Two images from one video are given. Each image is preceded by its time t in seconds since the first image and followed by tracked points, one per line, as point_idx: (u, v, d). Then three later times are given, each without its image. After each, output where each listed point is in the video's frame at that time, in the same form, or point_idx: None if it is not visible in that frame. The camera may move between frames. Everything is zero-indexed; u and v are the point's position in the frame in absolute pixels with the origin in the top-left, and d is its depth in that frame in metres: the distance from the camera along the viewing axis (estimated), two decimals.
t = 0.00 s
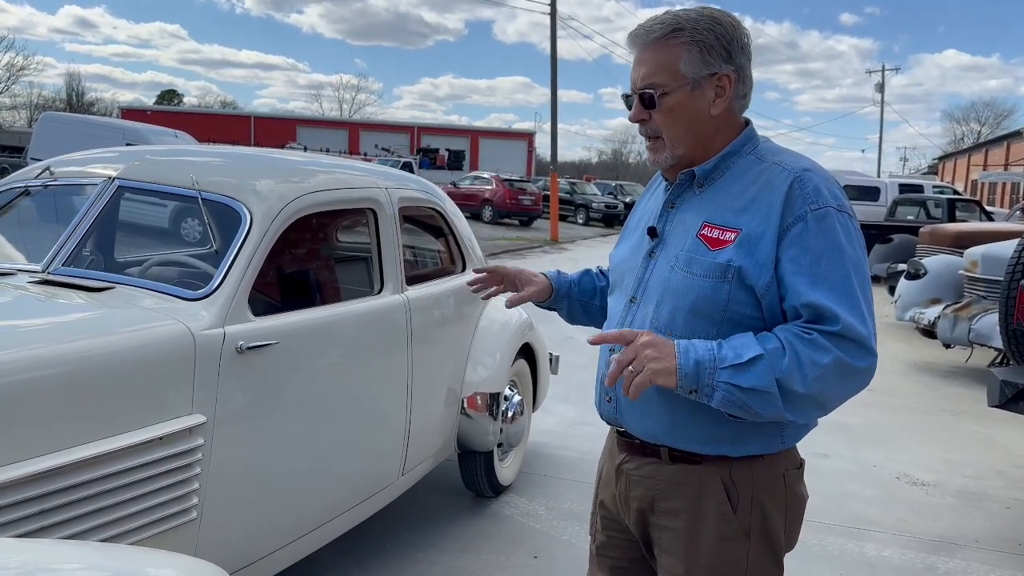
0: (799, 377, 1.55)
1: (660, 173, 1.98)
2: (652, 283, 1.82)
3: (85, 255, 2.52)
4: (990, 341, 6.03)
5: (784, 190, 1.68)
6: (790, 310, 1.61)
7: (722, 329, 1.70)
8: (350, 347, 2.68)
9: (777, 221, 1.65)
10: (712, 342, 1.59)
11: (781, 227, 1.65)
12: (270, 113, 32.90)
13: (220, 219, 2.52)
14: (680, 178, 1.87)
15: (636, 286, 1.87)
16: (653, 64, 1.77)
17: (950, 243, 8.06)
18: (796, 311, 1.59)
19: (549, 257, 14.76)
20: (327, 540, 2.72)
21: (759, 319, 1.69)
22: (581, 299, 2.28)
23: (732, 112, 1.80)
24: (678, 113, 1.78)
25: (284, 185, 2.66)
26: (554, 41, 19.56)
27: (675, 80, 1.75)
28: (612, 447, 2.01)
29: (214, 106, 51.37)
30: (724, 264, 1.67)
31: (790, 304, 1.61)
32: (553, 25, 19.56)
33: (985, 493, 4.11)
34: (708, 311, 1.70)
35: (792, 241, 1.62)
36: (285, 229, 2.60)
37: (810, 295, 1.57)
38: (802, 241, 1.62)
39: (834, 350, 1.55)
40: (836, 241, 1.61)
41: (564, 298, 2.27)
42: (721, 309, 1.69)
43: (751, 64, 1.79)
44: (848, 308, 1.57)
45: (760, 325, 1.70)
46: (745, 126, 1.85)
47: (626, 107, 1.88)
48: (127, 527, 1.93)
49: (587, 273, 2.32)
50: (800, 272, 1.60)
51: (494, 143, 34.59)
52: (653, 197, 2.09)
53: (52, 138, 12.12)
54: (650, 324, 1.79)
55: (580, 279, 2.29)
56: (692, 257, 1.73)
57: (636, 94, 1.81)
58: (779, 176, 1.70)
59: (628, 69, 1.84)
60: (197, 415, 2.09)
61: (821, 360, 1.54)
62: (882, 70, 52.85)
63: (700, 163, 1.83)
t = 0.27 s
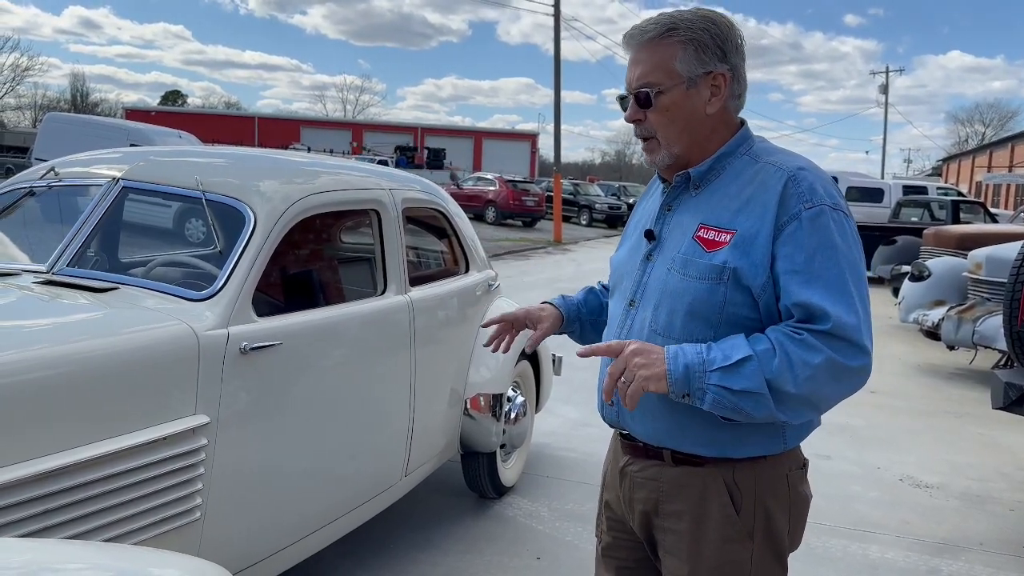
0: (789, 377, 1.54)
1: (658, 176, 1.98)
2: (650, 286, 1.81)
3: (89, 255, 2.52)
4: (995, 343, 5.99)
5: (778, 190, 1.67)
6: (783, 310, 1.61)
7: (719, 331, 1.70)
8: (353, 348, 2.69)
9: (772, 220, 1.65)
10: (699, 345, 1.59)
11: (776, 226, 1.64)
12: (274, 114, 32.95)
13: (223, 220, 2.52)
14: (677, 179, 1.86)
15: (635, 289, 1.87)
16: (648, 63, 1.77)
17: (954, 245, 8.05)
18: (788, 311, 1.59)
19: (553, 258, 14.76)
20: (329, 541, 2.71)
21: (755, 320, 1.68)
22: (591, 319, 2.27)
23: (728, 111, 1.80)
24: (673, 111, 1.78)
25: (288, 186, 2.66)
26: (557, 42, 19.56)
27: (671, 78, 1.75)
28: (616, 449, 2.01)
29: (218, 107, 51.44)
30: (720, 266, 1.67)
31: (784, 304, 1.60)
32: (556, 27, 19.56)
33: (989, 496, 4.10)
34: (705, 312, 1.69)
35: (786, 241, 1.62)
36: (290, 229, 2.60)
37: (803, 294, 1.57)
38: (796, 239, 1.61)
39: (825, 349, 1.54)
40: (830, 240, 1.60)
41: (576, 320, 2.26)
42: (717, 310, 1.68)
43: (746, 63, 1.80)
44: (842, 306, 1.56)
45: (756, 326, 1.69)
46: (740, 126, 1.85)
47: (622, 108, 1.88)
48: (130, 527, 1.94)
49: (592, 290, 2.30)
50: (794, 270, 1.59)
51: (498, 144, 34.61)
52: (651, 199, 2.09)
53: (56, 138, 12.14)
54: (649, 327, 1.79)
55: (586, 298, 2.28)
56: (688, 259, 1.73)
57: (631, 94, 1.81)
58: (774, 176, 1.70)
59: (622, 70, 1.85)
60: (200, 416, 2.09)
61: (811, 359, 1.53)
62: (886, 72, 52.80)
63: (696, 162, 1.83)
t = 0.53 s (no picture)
0: (776, 371, 1.54)
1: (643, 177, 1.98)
2: (638, 286, 1.81)
3: (94, 255, 2.53)
4: (1000, 344, 5.99)
5: (762, 187, 1.67)
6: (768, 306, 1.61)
7: (705, 329, 1.69)
8: (356, 348, 2.69)
9: (756, 217, 1.65)
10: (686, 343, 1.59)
11: (760, 222, 1.64)
12: (278, 114, 33.00)
13: (228, 220, 2.53)
14: (661, 178, 1.86)
15: (623, 289, 1.87)
16: (627, 65, 1.78)
17: (959, 246, 8.03)
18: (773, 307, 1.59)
19: (557, 259, 14.76)
20: (333, 541, 2.71)
21: (741, 317, 1.68)
22: (585, 323, 2.25)
23: (708, 109, 1.80)
24: (654, 111, 1.78)
25: (293, 186, 2.67)
26: (562, 43, 19.56)
27: (650, 78, 1.75)
28: (607, 446, 2.00)
29: (223, 107, 51.51)
30: (705, 264, 1.67)
31: (769, 299, 1.61)
32: (560, 28, 19.57)
33: (994, 498, 4.09)
34: (691, 310, 1.69)
35: (770, 237, 1.62)
36: (294, 230, 2.61)
37: (787, 289, 1.57)
38: (779, 235, 1.61)
39: (809, 343, 1.54)
40: (813, 235, 1.60)
41: (570, 325, 2.24)
42: (704, 308, 1.68)
43: (726, 63, 1.80)
44: (826, 300, 1.56)
45: (743, 323, 1.69)
46: (722, 124, 1.85)
47: (604, 111, 1.89)
48: (135, 527, 1.94)
49: (584, 295, 2.30)
50: (778, 265, 1.59)
51: (502, 145, 34.62)
52: (638, 200, 2.09)
53: (61, 139, 12.16)
54: (638, 326, 1.78)
55: (579, 302, 2.27)
56: (675, 257, 1.72)
57: (611, 96, 1.82)
58: (757, 174, 1.70)
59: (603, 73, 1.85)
60: (204, 416, 2.10)
61: (796, 353, 1.53)
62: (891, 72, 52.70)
63: (679, 161, 1.83)
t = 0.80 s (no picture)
0: (757, 366, 1.56)
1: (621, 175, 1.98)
2: (621, 283, 1.81)
3: (101, 255, 2.53)
4: (1006, 345, 5.95)
5: (743, 185, 1.69)
6: (751, 302, 1.63)
7: (689, 325, 1.70)
8: (361, 348, 2.69)
9: (738, 215, 1.66)
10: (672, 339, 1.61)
11: (742, 220, 1.66)
12: (283, 115, 33.05)
13: (234, 220, 2.54)
14: (642, 176, 1.85)
15: (605, 286, 1.86)
16: (604, 66, 1.79)
17: (965, 247, 8.01)
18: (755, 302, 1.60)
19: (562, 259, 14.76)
20: (337, 541, 2.71)
21: (724, 313, 1.69)
22: (561, 316, 2.25)
23: (686, 107, 1.80)
24: (631, 110, 1.78)
25: (298, 186, 2.68)
26: (567, 43, 19.56)
27: (626, 78, 1.76)
28: (587, 439, 1.99)
29: (228, 108, 51.64)
30: (690, 260, 1.68)
31: (751, 295, 1.62)
32: (566, 28, 19.56)
33: (1000, 499, 4.08)
34: (675, 306, 1.69)
35: (752, 234, 1.64)
36: (300, 230, 2.61)
37: (769, 285, 1.58)
38: (760, 232, 1.63)
39: (790, 337, 1.56)
40: (793, 232, 1.62)
41: (546, 318, 2.24)
42: (688, 304, 1.69)
43: (703, 62, 1.81)
44: (806, 296, 1.58)
45: (725, 318, 1.70)
46: (701, 123, 1.85)
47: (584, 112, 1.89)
48: (141, 526, 1.95)
49: (561, 288, 2.29)
50: (761, 262, 1.61)
51: (507, 145, 34.63)
52: (617, 198, 2.09)
53: (67, 139, 12.20)
54: (623, 322, 1.78)
55: (556, 296, 2.27)
56: (658, 254, 1.72)
57: (589, 96, 1.82)
58: (737, 172, 1.71)
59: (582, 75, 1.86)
60: (210, 415, 2.10)
61: (778, 348, 1.55)
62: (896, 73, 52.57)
63: (658, 159, 1.83)
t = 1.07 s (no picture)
0: (746, 360, 1.60)
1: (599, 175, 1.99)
2: (606, 279, 1.81)
3: (108, 255, 2.54)
4: (1013, 346, 5.92)
5: (727, 185, 1.72)
6: (737, 298, 1.67)
7: (674, 320, 1.73)
8: (367, 349, 2.69)
9: (723, 215, 1.70)
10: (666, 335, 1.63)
11: (727, 219, 1.69)
12: (289, 115, 33.10)
13: (240, 220, 2.54)
14: (626, 175, 1.86)
15: (589, 282, 1.87)
16: (587, 71, 1.80)
17: (971, 247, 7.98)
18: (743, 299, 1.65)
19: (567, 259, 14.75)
20: (344, 541, 2.72)
21: (708, 308, 1.73)
22: (532, 307, 2.27)
23: (667, 111, 1.83)
24: (615, 115, 1.80)
25: (304, 186, 2.68)
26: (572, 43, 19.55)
27: (609, 83, 1.77)
28: (569, 432, 2.00)
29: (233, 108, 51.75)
30: (678, 258, 1.70)
31: (737, 291, 1.66)
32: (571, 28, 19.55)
33: (1007, 500, 4.06)
34: (664, 302, 1.71)
35: (738, 233, 1.67)
36: (306, 230, 2.62)
37: (757, 282, 1.63)
38: (746, 231, 1.67)
39: (776, 332, 1.61)
40: (776, 232, 1.67)
41: (519, 309, 2.26)
42: (676, 301, 1.71)
43: (680, 65, 1.83)
44: (790, 292, 1.63)
45: (708, 314, 1.74)
46: (680, 125, 1.88)
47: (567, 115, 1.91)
48: (147, 525, 1.95)
49: (532, 280, 2.31)
50: (747, 260, 1.65)
51: (511, 145, 34.63)
52: (593, 195, 2.10)
53: (74, 139, 12.22)
54: (609, 318, 1.79)
55: (528, 287, 2.28)
56: (646, 252, 1.74)
57: (572, 101, 1.84)
58: (720, 173, 1.74)
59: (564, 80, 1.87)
60: (216, 415, 2.11)
61: (765, 343, 1.60)
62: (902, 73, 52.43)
63: (642, 161, 1.85)
